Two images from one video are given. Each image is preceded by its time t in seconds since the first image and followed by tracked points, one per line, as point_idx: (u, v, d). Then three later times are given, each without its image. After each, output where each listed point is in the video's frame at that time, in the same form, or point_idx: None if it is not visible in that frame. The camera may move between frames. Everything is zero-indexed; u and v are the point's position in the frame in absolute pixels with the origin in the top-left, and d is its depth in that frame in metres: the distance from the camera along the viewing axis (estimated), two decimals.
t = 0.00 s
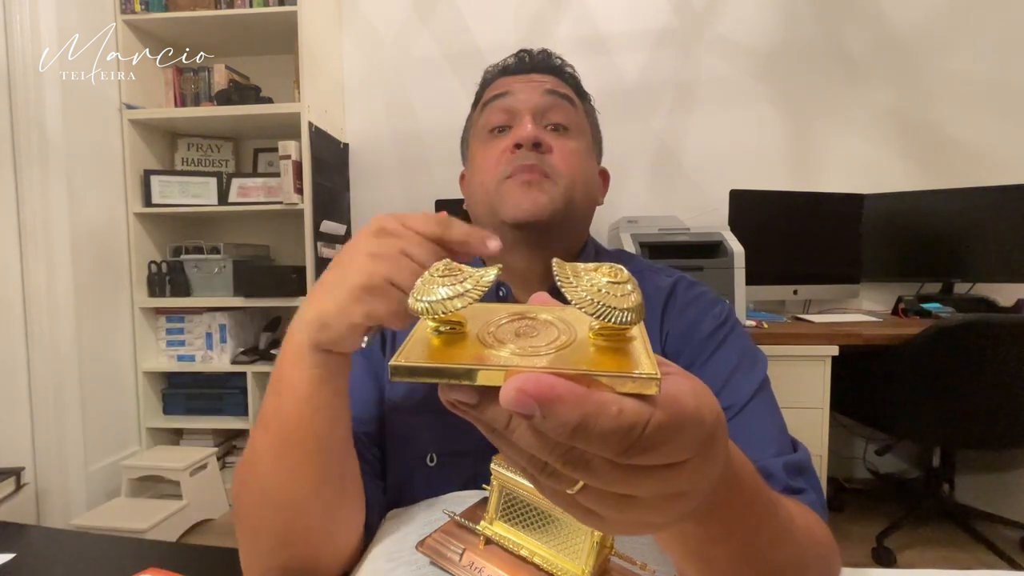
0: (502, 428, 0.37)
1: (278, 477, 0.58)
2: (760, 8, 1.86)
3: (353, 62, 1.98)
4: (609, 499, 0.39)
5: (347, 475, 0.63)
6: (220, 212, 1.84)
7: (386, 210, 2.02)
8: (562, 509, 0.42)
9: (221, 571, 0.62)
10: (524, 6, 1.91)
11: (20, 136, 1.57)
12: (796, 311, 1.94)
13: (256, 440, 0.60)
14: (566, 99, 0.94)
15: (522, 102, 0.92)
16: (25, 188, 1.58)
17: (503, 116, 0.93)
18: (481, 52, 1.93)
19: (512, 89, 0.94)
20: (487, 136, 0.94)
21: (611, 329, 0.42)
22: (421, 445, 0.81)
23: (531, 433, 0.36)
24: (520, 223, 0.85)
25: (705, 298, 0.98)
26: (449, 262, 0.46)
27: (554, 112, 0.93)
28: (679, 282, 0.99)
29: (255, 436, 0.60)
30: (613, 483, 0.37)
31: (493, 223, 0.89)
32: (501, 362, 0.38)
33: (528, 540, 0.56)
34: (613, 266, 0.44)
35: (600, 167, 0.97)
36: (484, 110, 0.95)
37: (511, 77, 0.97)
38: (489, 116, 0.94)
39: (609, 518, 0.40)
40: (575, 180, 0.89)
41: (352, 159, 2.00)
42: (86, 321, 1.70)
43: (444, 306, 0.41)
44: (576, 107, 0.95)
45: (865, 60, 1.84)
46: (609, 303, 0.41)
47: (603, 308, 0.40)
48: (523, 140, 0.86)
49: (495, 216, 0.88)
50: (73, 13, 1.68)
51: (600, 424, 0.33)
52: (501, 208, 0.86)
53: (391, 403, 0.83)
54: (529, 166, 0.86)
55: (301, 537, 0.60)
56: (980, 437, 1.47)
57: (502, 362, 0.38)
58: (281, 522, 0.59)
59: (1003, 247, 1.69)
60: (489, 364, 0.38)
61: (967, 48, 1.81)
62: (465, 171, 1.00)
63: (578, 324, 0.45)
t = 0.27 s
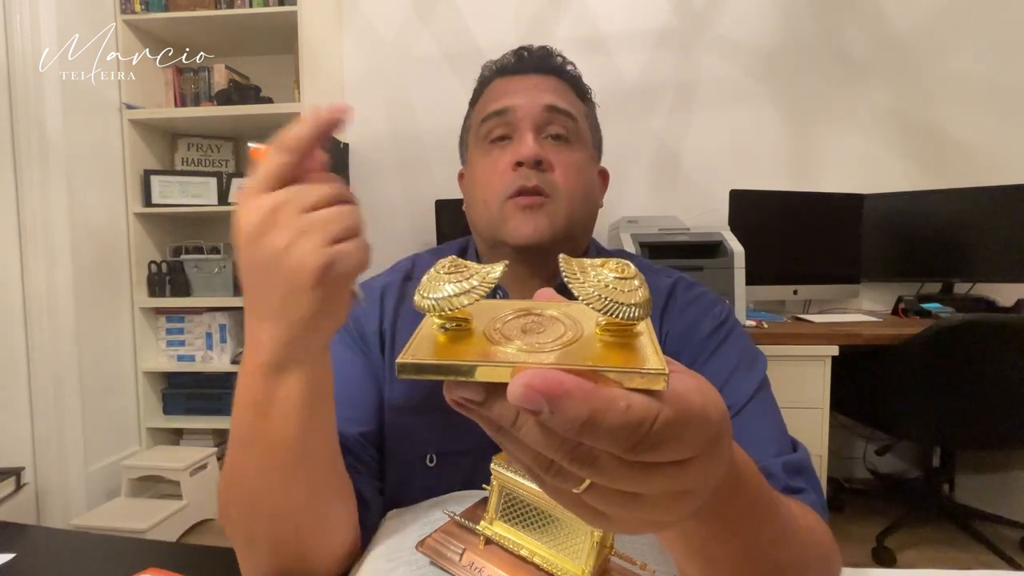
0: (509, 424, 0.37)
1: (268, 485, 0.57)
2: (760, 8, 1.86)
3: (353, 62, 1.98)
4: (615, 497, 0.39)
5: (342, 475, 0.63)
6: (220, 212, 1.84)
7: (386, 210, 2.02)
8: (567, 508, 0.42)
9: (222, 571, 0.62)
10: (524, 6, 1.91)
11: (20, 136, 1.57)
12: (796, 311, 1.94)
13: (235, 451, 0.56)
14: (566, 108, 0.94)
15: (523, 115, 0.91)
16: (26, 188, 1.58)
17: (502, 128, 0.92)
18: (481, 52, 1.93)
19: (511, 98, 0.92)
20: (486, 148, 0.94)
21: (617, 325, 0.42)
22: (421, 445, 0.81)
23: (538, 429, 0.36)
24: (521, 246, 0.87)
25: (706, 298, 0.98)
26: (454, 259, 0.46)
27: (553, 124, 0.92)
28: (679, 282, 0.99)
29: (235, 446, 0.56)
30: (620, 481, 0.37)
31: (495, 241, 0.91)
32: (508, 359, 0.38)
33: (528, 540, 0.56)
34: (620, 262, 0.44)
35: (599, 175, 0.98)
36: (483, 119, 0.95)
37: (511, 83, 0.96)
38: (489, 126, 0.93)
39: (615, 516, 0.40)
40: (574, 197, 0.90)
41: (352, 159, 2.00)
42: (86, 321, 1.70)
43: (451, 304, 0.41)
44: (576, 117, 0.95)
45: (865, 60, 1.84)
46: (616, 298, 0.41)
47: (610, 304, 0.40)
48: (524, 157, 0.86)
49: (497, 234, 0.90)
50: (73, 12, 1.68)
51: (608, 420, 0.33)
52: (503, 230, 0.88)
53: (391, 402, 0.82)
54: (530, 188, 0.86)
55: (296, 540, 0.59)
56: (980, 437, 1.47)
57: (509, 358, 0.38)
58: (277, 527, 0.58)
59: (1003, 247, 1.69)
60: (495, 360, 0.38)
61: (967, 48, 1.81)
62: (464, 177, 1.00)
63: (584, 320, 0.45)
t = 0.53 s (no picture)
0: (506, 427, 0.37)
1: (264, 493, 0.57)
2: (760, 8, 1.86)
3: (353, 62, 1.98)
4: (613, 499, 0.39)
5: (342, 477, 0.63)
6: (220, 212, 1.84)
7: (386, 210, 2.02)
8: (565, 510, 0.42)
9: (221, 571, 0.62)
10: (524, 6, 1.91)
11: (20, 136, 1.57)
12: (796, 311, 1.94)
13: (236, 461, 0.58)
14: (565, 112, 0.94)
15: (522, 122, 0.91)
16: (26, 188, 1.58)
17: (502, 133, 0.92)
18: (481, 52, 1.93)
19: (510, 102, 0.92)
20: (485, 152, 0.93)
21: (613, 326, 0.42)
22: (421, 445, 0.81)
23: (535, 431, 0.36)
24: (520, 253, 0.87)
25: (704, 298, 0.98)
26: (450, 261, 0.46)
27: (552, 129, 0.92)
28: (678, 282, 0.99)
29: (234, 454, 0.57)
30: (617, 482, 0.37)
31: (493, 246, 0.91)
32: (505, 361, 0.38)
33: (528, 540, 0.56)
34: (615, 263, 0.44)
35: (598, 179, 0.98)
36: (482, 123, 0.94)
37: (509, 86, 0.95)
38: (487, 131, 0.93)
39: (613, 518, 0.40)
40: (573, 203, 0.90)
41: (352, 159, 2.00)
42: (86, 321, 1.70)
43: (448, 306, 0.41)
44: (575, 121, 0.94)
45: (865, 60, 1.84)
46: (612, 300, 0.41)
47: (606, 305, 0.40)
48: (524, 164, 0.86)
49: (495, 240, 0.90)
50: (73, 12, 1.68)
51: (605, 421, 0.33)
52: (502, 237, 0.88)
53: (390, 403, 0.82)
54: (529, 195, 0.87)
55: (292, 543, 0.60)
56: (980, 437, 1.47)
57: (505, 361, 0.38)
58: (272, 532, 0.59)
59: (1003, 246, 1.69)
60: (492, 362, 0.38)
61: (967, 48, 1.81)
62: (462, 180, 1.00)
63: (580, 321, 0.45)
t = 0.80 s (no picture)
0: (503, 429, 0.37)
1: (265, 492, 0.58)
2: (760, 8, 1.86)
3: (353, 62, 1.98)
4: (611, 500, 0.39)
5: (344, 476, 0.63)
6: (220, 212, 1.83)
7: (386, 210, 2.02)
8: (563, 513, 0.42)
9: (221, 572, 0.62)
10: (524, 6, 1.91)
11: (20, 136, 1.57)
12: (796, 311, 1.94)
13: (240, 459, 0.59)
14: (562, 109, 0.94)
15: (520, 116, 0.92)
16: (26, 189, 1.58)
17: (500, 128, 0.92)
18: (481, 52, 1.93)
19: (507, 99, 0.93)
20: (483, 149, 0.93)
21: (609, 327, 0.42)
22: (420, 445, 0.81)
23: (532, 434, 0.36)
24: (521, 242, 0.86)
25: (703, 299, 0.98)
26: (445, 265, 0.46)
27: (550, 125, 0.92)
28: (676, 282, 1.00)
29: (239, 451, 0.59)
30: (615, 483, 0.37)
31: (494, 239, 0.90)
32: (501, 363, 0.38)
33: (528, 540, 0.56)
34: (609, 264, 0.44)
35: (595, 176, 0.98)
36: (480, 120, 0.94)
37: (506, 86, 0.96)
38: (485, 127, 0.93)
39: (611, 520, 0.40)
40: (573, 195, 0.90)
41: (352, 159, 2.00)
42: (86, 321, 1.70)
43: (444, 310, 0.41)
44: (572, 118, 0.95)
45: (865, 60, 1.84)
46: (607, 301, 0.41)
47: (601, 306, 0.41)
48: (523, 155, 0.86)
49: (496, 232, 0.89)
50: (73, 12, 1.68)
51: (602, 422, 0.33)
52: (504, 226, 0.86)
53: (389, 403, 0.82)
54: (530, 184, 0.86)
55: (293, 544, 0.60)
56: (980, 437, 1.47)
57: (502, 363, 0.38)
58: (272, 533, 0.59)
59: (1003, 246, 1.69)
60: (488, 364, 0.38)
61: (967, 48, 1.81)
62: (459, 180, 0.99)
63: (576, 322, 0.45)
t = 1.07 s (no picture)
0: (512, 422, 0.37)
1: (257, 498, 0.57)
2: (760, 7, 1.86)
3: (353, 62, 1.98)
4: (617, 494, 0.39)
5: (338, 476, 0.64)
6: (220, 212, 1.83)
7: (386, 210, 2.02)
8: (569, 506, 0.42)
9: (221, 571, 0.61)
10: (524, 6, 1.91)
11: (20, 137, 1.57)
12: (796, 311, 1.95)
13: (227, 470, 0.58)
14: (561, 104, 0.94)
15: (519, 109, 0.92)
16: (26, 189, 1.58)
17: (499, 121, 0.93)
18: (481, 52, 1.93)
19: (507, 94, 0.94)
20: (483, 143, 0.94)
21: (618, 321, 0.42)
22: (421, 445, 0.81)
23: (541, 426, 0.36)
24: (519, 231, 0.86)
25: (704, 299, 0.98)
26: (455, 257, 0.46)
27: (549, 117, 0.92)
28: (677, 281, 1.00)
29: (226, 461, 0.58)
30: (622, 477, 0.37)
31: (493, 231, 0.90)
32: (509, 355, 0.38)
33: (528, 540, 0.56)
34: (619, 257, 0.44)
35: (596, 171, 0.98)
36: (480, 115, 0.95)
37: (506, 83, 0.97)
38: (485, 122, 0.94)
39: (617, 514, 0.40)
40: (572, 185, 0.90)
41: (352, 159, 2.00)
42: (87, 321, 1.70)
43: (455, 301, 0.41)
44: (571, 112, 0.95)
45: (865, 60, 1.84)
46: (617, 294, 0.41)
47: (611, 299, 0.40)
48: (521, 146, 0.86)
49: (495, 224, 0.89)
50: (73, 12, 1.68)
51: (611, 416, 0.33)
52: (502, 216, 0.86)
53: (389, 402, 0.83)
54: (527, 174, 0.86)
55: (286, 548, 0.59)
56: (980, 437, 1.47)
57: (511, 355, 0.38)
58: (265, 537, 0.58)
59: (1003, 247, 1.69)
60: (496, 357, 0.38)
61: (967, 48, 1.81)
62: (460, 177, 1.00)
63: (584, 316, 0.45)
